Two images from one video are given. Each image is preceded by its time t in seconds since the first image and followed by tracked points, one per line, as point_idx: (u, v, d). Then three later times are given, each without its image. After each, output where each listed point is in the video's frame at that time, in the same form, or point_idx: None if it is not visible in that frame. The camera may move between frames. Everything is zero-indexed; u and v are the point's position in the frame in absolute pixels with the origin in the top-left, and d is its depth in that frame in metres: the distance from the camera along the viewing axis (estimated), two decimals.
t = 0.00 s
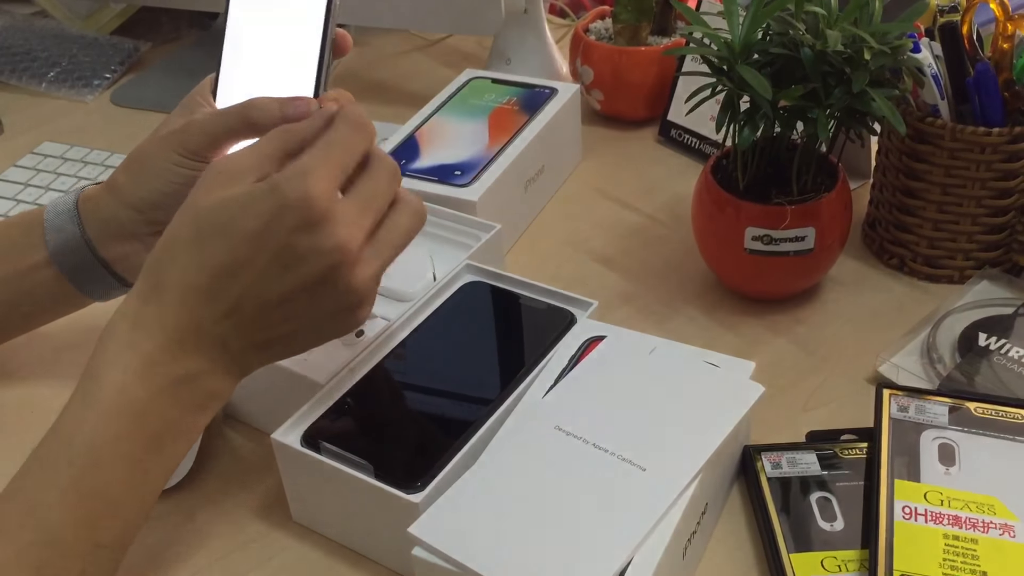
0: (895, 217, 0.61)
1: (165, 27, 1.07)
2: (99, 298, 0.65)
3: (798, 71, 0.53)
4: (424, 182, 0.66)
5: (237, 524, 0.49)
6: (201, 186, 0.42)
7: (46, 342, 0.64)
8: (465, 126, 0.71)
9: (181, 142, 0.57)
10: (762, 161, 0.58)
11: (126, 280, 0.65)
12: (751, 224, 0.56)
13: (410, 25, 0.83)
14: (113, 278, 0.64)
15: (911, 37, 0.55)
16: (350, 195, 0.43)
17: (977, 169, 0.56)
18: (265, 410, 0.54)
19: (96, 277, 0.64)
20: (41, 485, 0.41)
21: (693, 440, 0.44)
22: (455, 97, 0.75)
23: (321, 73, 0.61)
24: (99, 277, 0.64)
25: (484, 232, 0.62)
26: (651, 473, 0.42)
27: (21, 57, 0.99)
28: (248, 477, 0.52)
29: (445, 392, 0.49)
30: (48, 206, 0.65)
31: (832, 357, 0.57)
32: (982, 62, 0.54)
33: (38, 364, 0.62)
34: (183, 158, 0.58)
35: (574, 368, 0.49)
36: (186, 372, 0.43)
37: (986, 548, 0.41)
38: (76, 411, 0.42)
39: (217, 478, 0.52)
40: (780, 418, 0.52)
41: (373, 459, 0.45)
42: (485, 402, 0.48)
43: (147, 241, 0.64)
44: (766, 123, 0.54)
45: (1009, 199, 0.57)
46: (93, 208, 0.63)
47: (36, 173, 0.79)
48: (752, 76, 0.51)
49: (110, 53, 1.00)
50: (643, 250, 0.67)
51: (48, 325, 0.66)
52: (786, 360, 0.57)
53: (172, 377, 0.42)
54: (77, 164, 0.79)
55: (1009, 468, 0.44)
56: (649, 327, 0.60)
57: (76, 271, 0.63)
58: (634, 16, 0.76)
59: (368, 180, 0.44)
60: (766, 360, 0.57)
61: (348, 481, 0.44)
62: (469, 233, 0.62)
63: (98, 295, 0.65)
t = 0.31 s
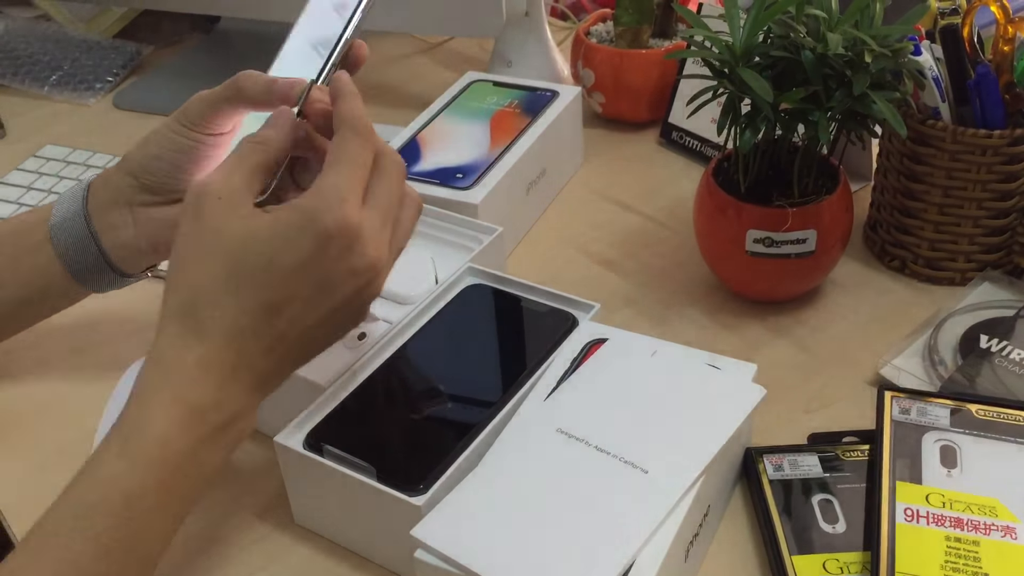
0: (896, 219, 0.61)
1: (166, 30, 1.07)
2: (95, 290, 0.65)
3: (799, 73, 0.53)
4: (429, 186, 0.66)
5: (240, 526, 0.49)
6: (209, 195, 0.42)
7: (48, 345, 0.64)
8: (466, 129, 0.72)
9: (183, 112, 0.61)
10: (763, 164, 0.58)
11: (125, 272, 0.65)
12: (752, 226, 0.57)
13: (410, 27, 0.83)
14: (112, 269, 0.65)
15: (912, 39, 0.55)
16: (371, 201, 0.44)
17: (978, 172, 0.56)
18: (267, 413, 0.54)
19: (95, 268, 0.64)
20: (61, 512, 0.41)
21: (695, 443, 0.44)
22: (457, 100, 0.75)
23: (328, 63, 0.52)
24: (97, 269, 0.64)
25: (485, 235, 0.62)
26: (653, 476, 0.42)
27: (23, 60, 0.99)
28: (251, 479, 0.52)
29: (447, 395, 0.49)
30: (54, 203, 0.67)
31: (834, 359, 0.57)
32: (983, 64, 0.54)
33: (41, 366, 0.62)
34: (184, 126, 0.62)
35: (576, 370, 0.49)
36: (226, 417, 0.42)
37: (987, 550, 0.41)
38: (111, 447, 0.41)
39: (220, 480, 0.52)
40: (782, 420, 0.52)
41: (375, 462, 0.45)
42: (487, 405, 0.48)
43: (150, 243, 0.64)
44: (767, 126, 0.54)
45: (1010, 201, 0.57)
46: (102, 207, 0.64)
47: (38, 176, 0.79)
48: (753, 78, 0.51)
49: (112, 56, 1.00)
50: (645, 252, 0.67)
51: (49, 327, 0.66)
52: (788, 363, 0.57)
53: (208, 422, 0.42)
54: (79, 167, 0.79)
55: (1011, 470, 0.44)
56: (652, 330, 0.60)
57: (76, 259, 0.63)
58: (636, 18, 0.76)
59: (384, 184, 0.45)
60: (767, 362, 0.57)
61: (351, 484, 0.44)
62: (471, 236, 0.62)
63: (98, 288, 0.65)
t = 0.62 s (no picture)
0: (897, 224, 0.61)
1: (168, 35, 1.08)
2: (91, 287, 0.66)
3: (799, 78, 0.53)
4: (427, 189, 0.66)
5: (239, 530, 0.49)
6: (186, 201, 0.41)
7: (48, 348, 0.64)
8: (467, 133, 0.72)
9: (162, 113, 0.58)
10: (762, 168, 0.58)
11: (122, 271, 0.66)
12: (753, 231, 0.57)
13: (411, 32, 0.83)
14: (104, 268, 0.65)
15: (912, 44, 0.55)
16: (353, 225, 0.44)
17: (978, 177, 0.56)
18: (267, 417, 0.54)
19: (89, 268, 0.64)
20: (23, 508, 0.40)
21: (695, 447, 0.43)
22: (457, 104, 0.76)
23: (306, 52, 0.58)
24: (90, 268, 0.64)
25: (485, 240, 0.62)
26: (653, 480, 0.42)
27: (24, 64, 0.99)
28: (251, 484, 0.52)
29: (447, 398, 0.49)
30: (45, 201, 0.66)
31: (835, 364, 0.57)
32: (982, 69, 0.54)
33: (41, 369, 0.62)
34: (166, 129, 0.58)
35: (575, 374, 0.49)
36: (191, 426, 0.41)
37: (988, 555, 0.41)
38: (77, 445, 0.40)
39: (220, 484, 0.52)
40: (783, 425, 0.52)
41: (375, 465, 0.45)
42: (487, 409, 0.48)
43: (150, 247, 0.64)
44: (767, 130, 0.54)
45: (1010, 206, 0.57)
46: (95, 206, 0.64)
47: (39, 180, 0.79)
48: (752, 83, 0.51)
49: (114, 60, 1.00)
50: (645, 257, 0.67)
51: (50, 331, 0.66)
52: (788, 367, 0.57)
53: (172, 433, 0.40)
54: (79, 171, 0.79)
55: (1011, 475, 0.44)
56: (653, 334, 0.60)
57: (68, 258, 0.63)
58: (636, 23, 0.77)
59: (369, 210, 0.45)
60: (768, 367, 0.57)
61: (350, 488, 0.44)
62: (471, 241, 0.62)
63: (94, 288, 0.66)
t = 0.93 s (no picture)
0: (899, 233, 0.61)
1: (172, 45, 1.08)
2: (95, 294, 0.65)
3: (802, 87, 0.53)
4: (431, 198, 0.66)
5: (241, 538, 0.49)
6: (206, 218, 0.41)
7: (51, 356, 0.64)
8: (470, 143, 0.72)
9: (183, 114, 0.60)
10: (765, 177, 0.58)
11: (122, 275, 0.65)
12: (756, 240, 0.57)
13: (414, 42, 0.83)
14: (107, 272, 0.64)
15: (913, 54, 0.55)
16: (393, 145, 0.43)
17: (981, 186, 0.56)
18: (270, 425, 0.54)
19: (93, 274, 0.64)
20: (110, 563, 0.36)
21: (700, 457, 0.43)
22: (461, 114, 0.76)
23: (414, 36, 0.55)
24: (94, 272, 0.64)
25: (489, 248, 0.62)
26: (657, 489, 0.42)
27: (29, 73, 1.00)
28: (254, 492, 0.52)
29: (451, 407, 0.49)
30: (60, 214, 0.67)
31: (838, 374, 0.57)
32: (985, 79, 0.55)
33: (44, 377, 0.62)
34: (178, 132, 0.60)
35: (579, 383, 0.49)
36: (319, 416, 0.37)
37: (992, 564, 0.41)
38: (175, 482, 0.37)
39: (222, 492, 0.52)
40: (786, 434, 0.52)
41: (379, 474, 0.45)
42: (490, 418, 0.48)
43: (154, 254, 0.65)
44: (771, 139, 0.54)
45: (1013, 216, 0.57)
46: (97, 217, 0.63)
47: (43, 189, 0.79)
48: (755, 93, 0.51)
49: (118, 70, 1.01)
50: (648, 266, 0.68)
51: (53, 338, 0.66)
52: (791, 376, 0.57)
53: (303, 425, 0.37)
54: (84, 180, 0.79)
55: (1016, 485, 0.44)
56: (655, 343, 0.60)
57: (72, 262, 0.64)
58: (639, 33, 0.77)
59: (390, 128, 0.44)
60: (770, 376, 0.57)
61: (353, 497, 0.44)
62: (474, 250, 0.62)
63: (106, 292, 0.66)
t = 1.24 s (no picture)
0: (897, 246, 0.62)
1: (174, 58, 1.09)
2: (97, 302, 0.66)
3: (800, 101, 0.54)
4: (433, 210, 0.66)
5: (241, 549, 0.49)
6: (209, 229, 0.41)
7: (53, 367, 0.64)
8: (471, 155, 0.72)
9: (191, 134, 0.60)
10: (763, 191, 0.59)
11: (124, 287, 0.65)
12: (754, 253, 0.57)
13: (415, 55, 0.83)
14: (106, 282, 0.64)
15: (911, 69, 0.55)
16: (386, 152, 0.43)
17: (977, 201, 0.56)
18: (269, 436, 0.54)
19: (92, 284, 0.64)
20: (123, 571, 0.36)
21: (698, 468, 0.44)
22: (461, 126, 0.76)
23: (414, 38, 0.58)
24: (94, 283, 0.64)
25: (489, 260, 0.62)
26: (656, 500, 0.42)
27: (32, 86, 1.00)
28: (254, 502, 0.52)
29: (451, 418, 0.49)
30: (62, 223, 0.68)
31: (836, 386, 0.57)
32: (981, 94, 0.55)
33: (44, 388, 0.62)
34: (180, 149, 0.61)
35: (579, 395, 0.49)
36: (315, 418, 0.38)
37: None
38: (175, 493, 0.37)
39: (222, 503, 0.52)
40: (784, 446, 0.52)
41: (379, 485, 0.45)
42: (490, 429, 0.48)
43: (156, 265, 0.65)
44: (768, 153, 0.54)
45: (1009, 229, 0.57)
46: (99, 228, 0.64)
47: (45, 201, 0.80)
48: (753, 107, 0.52)
49: (120, 82, 1.02)
50: (647, 278, 0.68)
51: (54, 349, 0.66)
52: (790, 388, 0.57)
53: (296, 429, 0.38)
54: (85, 191, 0.80)
55: (1012, 497, 0.44)
56: (655, 355, 0.60)
57: (74, 271, 0.64)
58: (638, 47, 0.78)
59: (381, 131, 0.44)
60: (769, 388, 0.57)
61: (353, 507, 0.44)
62: (475, 261, 0.63)
63: (107, 305, 0.66)
